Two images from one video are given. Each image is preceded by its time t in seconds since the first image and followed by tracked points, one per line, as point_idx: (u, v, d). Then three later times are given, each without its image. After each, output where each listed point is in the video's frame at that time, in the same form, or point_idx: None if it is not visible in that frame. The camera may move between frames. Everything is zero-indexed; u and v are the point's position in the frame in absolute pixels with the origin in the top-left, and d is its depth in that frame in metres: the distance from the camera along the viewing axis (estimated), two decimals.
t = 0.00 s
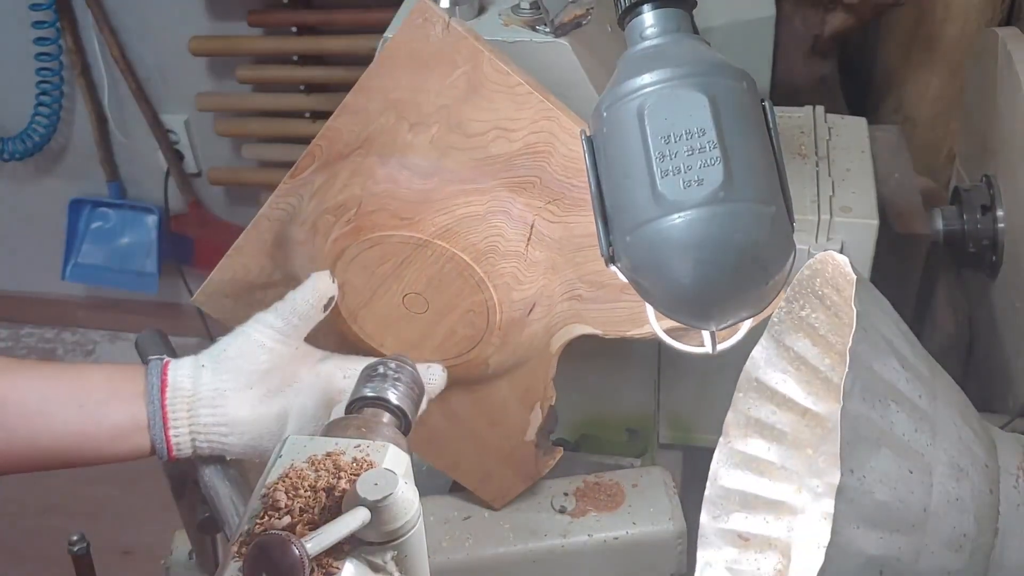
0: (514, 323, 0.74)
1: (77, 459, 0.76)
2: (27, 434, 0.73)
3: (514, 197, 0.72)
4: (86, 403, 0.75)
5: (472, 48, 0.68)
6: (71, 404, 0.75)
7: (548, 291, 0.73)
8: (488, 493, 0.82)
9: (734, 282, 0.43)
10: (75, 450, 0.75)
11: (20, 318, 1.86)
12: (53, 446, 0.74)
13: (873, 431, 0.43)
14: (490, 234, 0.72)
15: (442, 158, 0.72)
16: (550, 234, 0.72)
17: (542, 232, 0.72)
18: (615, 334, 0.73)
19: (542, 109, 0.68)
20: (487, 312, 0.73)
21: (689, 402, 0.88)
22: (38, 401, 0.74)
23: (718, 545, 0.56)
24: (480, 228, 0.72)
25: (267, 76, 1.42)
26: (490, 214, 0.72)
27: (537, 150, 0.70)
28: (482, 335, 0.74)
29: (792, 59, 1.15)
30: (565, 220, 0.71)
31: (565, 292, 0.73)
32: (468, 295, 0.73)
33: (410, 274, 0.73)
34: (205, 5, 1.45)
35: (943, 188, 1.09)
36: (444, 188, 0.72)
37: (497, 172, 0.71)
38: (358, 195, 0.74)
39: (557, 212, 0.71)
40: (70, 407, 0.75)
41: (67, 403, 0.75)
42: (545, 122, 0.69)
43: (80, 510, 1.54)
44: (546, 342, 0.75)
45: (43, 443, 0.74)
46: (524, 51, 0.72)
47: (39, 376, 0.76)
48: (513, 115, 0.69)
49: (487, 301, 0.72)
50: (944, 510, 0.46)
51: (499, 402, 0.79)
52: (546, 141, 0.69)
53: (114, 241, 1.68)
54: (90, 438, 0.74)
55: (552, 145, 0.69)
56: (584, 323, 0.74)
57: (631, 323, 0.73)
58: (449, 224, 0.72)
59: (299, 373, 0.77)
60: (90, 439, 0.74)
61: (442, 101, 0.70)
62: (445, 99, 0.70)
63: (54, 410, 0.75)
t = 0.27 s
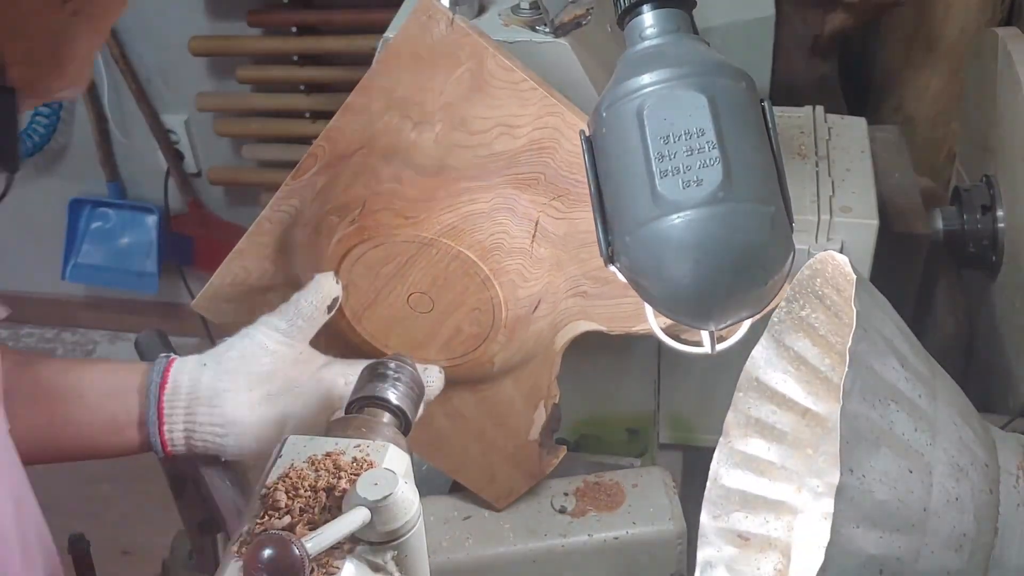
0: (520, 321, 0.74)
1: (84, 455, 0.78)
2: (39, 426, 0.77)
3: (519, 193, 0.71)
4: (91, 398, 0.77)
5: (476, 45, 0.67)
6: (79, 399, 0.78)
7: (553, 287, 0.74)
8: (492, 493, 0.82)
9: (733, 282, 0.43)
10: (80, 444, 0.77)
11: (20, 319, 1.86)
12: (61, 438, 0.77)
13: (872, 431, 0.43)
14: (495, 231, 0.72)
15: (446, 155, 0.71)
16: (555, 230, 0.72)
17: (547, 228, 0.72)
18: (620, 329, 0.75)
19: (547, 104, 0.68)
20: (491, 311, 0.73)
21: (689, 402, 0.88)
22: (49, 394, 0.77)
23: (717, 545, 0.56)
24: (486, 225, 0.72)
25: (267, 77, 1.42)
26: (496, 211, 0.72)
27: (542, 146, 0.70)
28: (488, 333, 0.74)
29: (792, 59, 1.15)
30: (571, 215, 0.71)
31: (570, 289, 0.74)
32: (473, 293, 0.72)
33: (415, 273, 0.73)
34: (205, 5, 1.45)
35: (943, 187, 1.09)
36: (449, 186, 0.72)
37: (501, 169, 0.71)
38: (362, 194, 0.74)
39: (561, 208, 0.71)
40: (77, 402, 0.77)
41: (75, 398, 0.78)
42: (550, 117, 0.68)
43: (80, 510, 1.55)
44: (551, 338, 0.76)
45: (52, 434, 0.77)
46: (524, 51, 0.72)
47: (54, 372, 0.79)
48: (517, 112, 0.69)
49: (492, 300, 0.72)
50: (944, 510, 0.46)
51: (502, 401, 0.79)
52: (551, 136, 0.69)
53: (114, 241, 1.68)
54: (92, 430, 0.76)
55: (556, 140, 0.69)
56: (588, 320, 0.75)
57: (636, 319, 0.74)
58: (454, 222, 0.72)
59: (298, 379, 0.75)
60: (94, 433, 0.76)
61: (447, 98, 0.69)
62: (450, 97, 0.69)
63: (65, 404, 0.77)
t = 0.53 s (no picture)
0: (520, 322, 0.74)
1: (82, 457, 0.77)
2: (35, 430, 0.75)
3: (521, 194, 0.71)
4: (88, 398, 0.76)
5: (481, 47, 0.68)
6: (77, 400, 0.77)
7: (554, 289, 0.74)
8: (487, 493, 0.81)
9: (733, 282, 0.43)
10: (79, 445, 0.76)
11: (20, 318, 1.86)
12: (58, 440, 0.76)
13: (872, 431, 0.43)
14: (496, 231, 0.72)
15: (448, 156, 0.71)
16: (556, 232, 0.72)
17: (548, 229, 0.72)
18: (620, 331, 0.74)
19: (550, 109, 0.68)
20: (492, 310, 0.73)
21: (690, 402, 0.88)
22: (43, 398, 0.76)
23: (719, 545, 0.55)
24: (487, 226, 0.72)
25: (268, 77, 1.42)
26: (497, 212, 0.72)
27: (545, 148, 0.70)
28: (488, 332, 0.74)
29: (793, 60, 1.15)
30: (573, 217, 0.71)
31: (570, 290, 0.74)
32: (473, 293, 0.73)
33: (418, 272, 0.73)
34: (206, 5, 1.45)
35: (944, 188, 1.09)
36: (451, 187, 0.72)
37: (504, 170, 0.71)
38: (364, 194, 0.74)
39: (563, 211, 0.71)
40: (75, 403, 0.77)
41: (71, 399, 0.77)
42: (553, 120, 0.68)
43: (80, 510, 1.55)
44: (550, 340, 0.76)
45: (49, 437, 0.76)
46: (525, 51, 0.72)
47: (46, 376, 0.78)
48: (520, 114, 0.69)
49: (493, 300, 0.73)
50: (944, 509, 0.46)
51: (503, 401, 0.80)
52: (554, 139, 0.69)
53: (115, 241, 1.69)
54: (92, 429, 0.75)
55: (559, 143, 0.69)
56: (587, 322, 0.74)
57: (636, 321, 0.73)
58: (456, 222, 0.73)
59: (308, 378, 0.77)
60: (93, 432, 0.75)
61: (450, 99, 0.70)
62: (453, 97, 0.69)
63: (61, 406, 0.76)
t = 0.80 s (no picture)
0: (519, 322, 0.74)
1: (83, 473, 0.75)
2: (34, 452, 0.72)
3: (521, 194, 0.71)
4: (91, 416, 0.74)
5: (480, 47, 0.68)
6: (77, 418, 0.74)
7: (553, 289, 0.73)
8: (487, 493, 0.82)
9: (733, 281, 0.43)
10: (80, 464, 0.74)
11: (20, 318, 1.86)
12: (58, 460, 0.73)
13: (872, 430, 0.43)
14: (496, 231, 0.72)
15: (447, 156, 0.72)
16: (555, 232, 0.72)
17: (548, 230, 0.72)
18: (619, 331, 0.74)
19: (550, 110, 0.68)
20: (491, 310, 0.73)
21: (689, 402, 0.88)
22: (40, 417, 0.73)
23: (718, 545, 0.55)
24: (486, 226, 0.72)
25: (267, 77, 1.42)
26: (496, 212, 0.72)
27: (545, 148, 0.70)
28: (488, 332, 0.74)
29: (793, 59, 1.14)
30: (572, 218, 0.71)
31: (570, 290, 0.73)
32: (473, 293, 0.73)
33: (417, 272, 0.73)
34: (205, 5, 1.45)
35: (943, 187, 1.09)
36: (451, 188, 0.72)
37: (503, 170, 0.71)
38: (363, 194, 0.74)
39: (562, 211, 0.71)
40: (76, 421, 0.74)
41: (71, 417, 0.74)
42: (552, 120, 0.68)
43: (80, 510, 1.54)
44: (550, 341, 0.76)
45: (48, 458, 0.73)
46: (524, 51, 0.72)
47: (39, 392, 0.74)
48: (519, 114, 0.69)
49: (492, 300, 0.73)
50: (944, 509, 0.46)
51: (502, 401, 0.79)
52: (553, 140, 0.69)
53: (114, 241, 1.69)
54: (99, 449, 0.73)
55: (558, 144, 0.69)
56: (587, 322, 0.74)
57: (636, 321, 0.73)
58: (455, 222, 0.73)
59: (307, 377, 0.77)
60: (100, 451, 0.73)
61: (449, 99, 0.70)
62: (452, 97, 0.70)
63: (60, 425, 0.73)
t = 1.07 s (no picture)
0: (519, 322, 0.74)
1: (81, 477, 0.75)
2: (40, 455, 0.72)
3: (521, 194, 0.71)
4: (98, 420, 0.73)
5: (480, 47, 0.68)
6: (81, 421, 0.74)
7: (553, 289, 0.73)
8: (485, 493, 0.81)
9: (733, 281, 0.43)
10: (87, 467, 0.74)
11: (20, 319, 1.86)
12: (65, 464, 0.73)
13: (872, 430, 0.43)
14: (496, 231, 0.72)
15: (447, 155, 0.72)
16: (555, 233, 0.72)
17: (548, 230, 0.72)
18: (620, 331, 0.74)
19: (550, 110, 0.68)
20: (491, 311, 0.73)
21: (689, 402, 0.88)
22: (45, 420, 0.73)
23: (718, 545, 0.55)
24: (487, 226, 0.72)
25: (268, 77, 1.42)
26: (497, 212, 0.72)
27: (545, 149, 0.70)
28: (488, 332, 0.74)
29: (793, 59, 1.14)
30: (573, 218, 0.71)
31: (570, 291, 0.73)
32: (473, 293, 0.72)
33: (417, 272, 0.73)
34: (206, 5, 1.45)
35: (944, 188, 1.09)
36: (451, 188, 0.72)
37: (503, 170, 0.71)
38: (363, 194, 0.74)
39: (563, 211, 0.71)
40: (82, 424, 0.73)
41: (78, 420, 0.73)
42: (552, 120, 0.69)
43: (80, 510, 1.55)
44: (550, 341, 0.76)
45: (55, 460, 0.72)
46: (525, 51, 0.72)
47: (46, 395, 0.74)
48: (519, 114, 0.69)
49: (493, 300, 0.72)
50: (944, 510, 0.46)
51: (502, 401, 0.79)
52: (553, 140, 0.69)
53: (114, 241, 1.69)
54: (105, 453, 0.73)
55: (559, 144, 0.69)
56: (587, 322, 0.74)
57: (636, 321, 0.73)
58: (455, 222, 0.72)
59: (307, 376, 0.77)
60: (106, 456, 0.73)
61: (449, 99, 0.70)
62: (453, 97, 0.70)
63: (66, 429, 0.73)
